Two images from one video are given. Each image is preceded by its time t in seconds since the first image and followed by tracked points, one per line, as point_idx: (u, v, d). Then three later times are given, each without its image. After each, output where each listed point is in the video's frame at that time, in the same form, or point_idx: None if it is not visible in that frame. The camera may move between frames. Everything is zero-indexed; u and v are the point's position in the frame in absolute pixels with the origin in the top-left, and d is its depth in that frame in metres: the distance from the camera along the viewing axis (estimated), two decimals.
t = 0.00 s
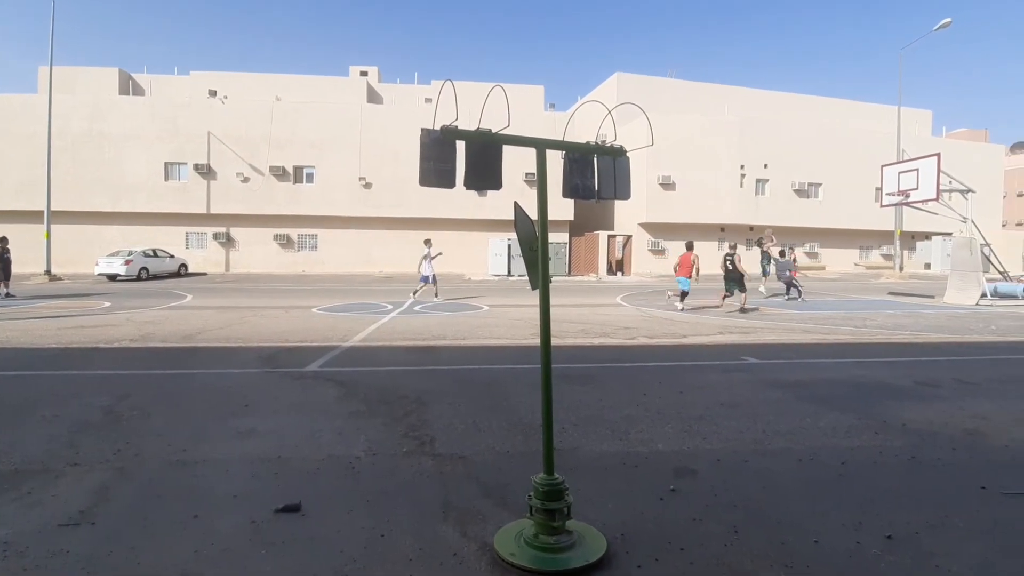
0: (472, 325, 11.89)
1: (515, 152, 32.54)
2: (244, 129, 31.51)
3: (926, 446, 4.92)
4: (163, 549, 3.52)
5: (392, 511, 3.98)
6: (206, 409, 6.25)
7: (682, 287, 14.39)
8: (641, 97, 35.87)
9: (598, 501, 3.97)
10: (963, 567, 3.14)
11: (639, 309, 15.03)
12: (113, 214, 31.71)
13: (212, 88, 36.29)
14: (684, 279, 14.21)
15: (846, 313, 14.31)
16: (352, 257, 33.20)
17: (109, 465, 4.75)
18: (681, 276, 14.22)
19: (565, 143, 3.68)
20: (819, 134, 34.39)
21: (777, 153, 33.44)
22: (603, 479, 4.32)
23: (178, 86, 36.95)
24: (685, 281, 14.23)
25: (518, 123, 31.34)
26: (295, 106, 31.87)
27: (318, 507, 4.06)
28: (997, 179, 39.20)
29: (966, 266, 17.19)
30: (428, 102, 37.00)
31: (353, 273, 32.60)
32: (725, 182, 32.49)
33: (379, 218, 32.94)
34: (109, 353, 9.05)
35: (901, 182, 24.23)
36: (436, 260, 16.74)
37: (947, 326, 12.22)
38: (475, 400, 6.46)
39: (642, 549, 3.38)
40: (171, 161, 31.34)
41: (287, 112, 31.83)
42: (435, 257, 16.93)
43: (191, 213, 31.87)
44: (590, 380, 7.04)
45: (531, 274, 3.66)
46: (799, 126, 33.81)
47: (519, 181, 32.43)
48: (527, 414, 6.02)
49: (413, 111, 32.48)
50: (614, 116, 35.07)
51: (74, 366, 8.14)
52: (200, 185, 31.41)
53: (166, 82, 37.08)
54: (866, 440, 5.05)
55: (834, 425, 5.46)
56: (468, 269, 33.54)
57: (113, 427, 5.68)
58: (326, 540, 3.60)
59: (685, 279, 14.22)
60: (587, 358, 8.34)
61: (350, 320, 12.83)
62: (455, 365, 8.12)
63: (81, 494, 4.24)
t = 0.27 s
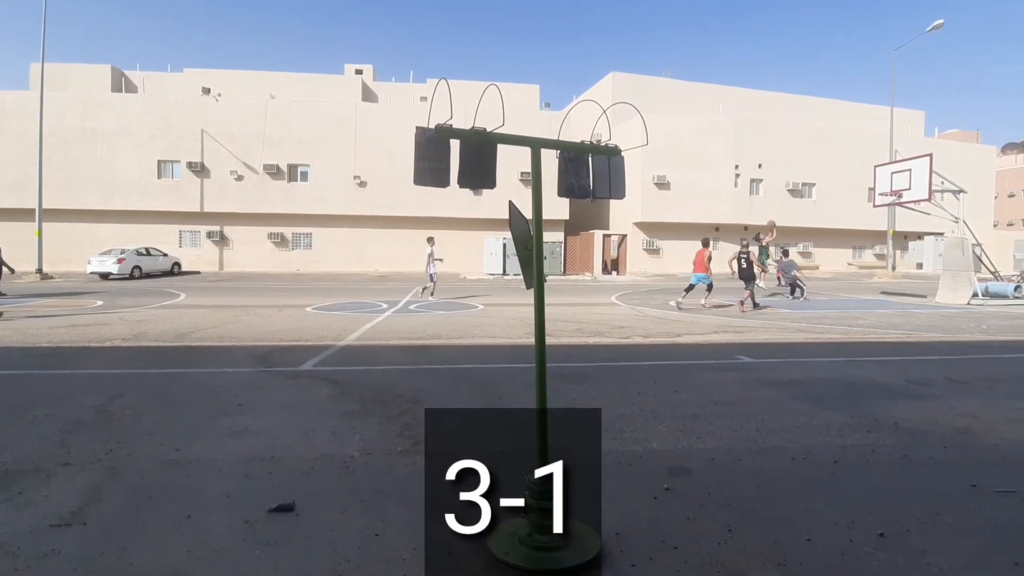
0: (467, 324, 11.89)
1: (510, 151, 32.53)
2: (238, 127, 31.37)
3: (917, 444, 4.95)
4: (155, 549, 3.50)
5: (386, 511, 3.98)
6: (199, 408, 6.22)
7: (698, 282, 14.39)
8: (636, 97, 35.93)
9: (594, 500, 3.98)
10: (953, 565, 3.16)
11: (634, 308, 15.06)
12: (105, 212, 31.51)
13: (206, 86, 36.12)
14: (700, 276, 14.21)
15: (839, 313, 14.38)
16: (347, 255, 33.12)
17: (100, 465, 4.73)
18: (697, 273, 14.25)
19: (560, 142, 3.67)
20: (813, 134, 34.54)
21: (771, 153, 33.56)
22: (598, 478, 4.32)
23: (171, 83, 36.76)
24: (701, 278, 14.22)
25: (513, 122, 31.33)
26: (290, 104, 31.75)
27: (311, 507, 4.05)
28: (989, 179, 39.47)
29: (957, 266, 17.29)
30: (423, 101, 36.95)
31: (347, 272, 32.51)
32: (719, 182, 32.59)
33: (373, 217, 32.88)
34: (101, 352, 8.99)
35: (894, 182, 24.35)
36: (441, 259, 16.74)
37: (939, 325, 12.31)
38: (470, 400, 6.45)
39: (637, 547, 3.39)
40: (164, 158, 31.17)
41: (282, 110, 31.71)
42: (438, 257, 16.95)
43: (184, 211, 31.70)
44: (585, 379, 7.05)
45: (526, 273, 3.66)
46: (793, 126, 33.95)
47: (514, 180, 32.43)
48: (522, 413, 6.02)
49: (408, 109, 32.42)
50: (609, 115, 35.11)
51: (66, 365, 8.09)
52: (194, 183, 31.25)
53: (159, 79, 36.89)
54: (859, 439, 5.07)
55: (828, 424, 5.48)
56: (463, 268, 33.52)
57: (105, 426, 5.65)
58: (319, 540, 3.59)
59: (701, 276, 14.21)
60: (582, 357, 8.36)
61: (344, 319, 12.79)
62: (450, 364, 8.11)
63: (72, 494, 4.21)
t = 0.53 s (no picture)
0: (464, 323, 11.89)
1: (506, 150, 32.52)
2: (233, 125, 31.26)
3: (911, 443, 4.98)
4: (149, 550, 3.48)
5: (382, 510, 3.98)
6: (193, 408, 6.20)
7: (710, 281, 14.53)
8: (632, 96, 35.97)
9: (591, 499, 3.98)
10: (947, 563, 3.18)
11: (630, 308, 15.08)
12: (100, 211, 31.36)
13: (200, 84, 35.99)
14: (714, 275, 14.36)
15: (834, 312, 14.44)
16: (343, 254, 33.07)
17: (94, 466, 4.70)
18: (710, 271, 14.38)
19: (556, 142, 3.67)
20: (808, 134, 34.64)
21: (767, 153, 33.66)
22: (594, 477, 4.33)
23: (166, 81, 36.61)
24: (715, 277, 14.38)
25: (509, 121, 31.31)
26: (285, 103, 31.66)
27: (307, 506, 4.04)
28: (982, 179, 39.67)
29: (951, 266, 17.38)
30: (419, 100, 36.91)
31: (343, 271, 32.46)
32: (715, 181, 32.66)
33: (369, 216, 32.83)
34: (96, 352, 8.95)
35: (888, 182, 24.45)
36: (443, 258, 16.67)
37: (933, 324, 12.37)
38: (466, 399, 6.45)
39: (632, 546, 3.40)
40: (158, 157, 31.03)
41: (277, 109, 31.61)
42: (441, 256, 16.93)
43: (179, 210, 31.58)
44: (581, 378, 7.06)
45: (522, 272, 3.66)
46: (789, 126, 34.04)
47: (510, 179, 32.44)
48: (518, 412, 6.02)
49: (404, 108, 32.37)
50: (605, 114, 35.13)
51: (60, 365, 8.04)
52: (188, 182, 31.14)
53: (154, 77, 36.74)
54: (853, 438, 5.09)
55: (822, 423, 5.50)
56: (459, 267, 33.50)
57: (99, 426, 5.63)
58: (315, 540, 3.58)
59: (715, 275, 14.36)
60: (578, 356, 8.37)
61: (340, 319, 12.77)
62: (446, 363, 8.12)
63: (66, 495, 4.19)
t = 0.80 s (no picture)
0: (460, 323, 11.88)
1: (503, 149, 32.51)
2: (228, 124, 31.16)
3: (905, 441, 5.00)
4: (144, 551, 3.47)
5: (378, 510, 3.97)
6: (189, 408, 6.18)
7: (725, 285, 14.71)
8: (629, 96, 36.00)
9: (587, 497, 3.98)
10: (940, 561, 3.20)
11: (627, 307, 15.09)
12: (94, 210, 31.22)
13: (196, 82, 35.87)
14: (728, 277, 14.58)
15: (829, 312, 14.49)
16: (339, 254, 33.01)
17: (89, 466, 4.69)
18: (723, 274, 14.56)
19: (553, 141, 3.67)
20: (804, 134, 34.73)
21: (763, 153, 33.74)
22: (590, 476, 4.34)
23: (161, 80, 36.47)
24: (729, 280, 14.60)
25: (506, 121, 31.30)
26: (281, 102, 31.56)
27: (303, 506, 4.04)
28: (976, 179, 39.85)
29: (945, 266, 17.46)
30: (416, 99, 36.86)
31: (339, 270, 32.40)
32: (711, 181, 32.72)
33: (365, 215, 32.78)
34: (90, 352, 8.91)
35: (883, 182, 24.54)
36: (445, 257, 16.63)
37: (928, 324, 12.43)
38: (462, 398, 6.46)
39: (627, 545, 3.40)
40: (153, 156, 30.91)
41: (273, 108, 31.52)
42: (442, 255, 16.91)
43: (174, 209, 31.46)
44: (577, 378, 7.07)
45: (518, 272, 3.66)
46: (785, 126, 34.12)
47: (506, 178, 32.43)
48: (515, 412, 6.02)
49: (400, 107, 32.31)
50: (601, 114, 35.16)
51: (53, 364, 8.00)
52: (184, 181, 31.03)
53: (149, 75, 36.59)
54: (847, 437, 5.11)
55: (818, 421, 5.52)
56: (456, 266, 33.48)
57: (94, 426, 5.61)
58: (311, 540, 3.58)
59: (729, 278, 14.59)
60: (575, 355, 8.38)
61: (336, 318, 12.74)
62: (443, 363, 8.11)
63: (60, 495, 4.18)
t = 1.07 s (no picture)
0: (456, 322, 11.87)
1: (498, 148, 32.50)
2: (223, 122, 31.04)
3: (898, 440, 5.03)
4: (138, 552, 3.46)
5: (374, 509, 3.97)
6: (183, 407, 6.17)
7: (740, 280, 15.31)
8: (624, 95, 36.07)
9: (583, 496, 3.99)
10: (932, 559, 3.22)
11: (622, 307, 15.11)
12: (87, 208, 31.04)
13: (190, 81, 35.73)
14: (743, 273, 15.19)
15: (823, 311, 14.55)
16: (334, 253, 32.92)
17: (82, 466, 4.67)
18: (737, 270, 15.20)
19: (548, 141, 3.68)
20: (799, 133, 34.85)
21: (757, 153, 33.85)
22: (586, 474, 4.35)
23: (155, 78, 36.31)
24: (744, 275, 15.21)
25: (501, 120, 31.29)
26: (276, 100, 31.47)
27: (298, 506, 4.04)
28: (969, 179, 40.07)
29: (938, 265, 17.55)
30: (411, 98, 36.81)
31: (334, 270, 32.32)
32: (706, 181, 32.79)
33: (361, 214, 32.70)
34: (84, 351, 8.86)
35: (877, 182, 24.65)
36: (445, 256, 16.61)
37: (921, 323, 12.50)
38: (458, 398, 6.45)
39: (623, 544, 3.41)
40: (147, 154, 30.76)
41: (268, 106, 31.42)
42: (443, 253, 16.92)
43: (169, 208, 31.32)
44: (572, 377, 7.08)
45: (514, 272, 3.66)
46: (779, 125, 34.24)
47: (502, 178, 32.42)
48: (511, 411, 6.02)
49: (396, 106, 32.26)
50: (597, 113, 35.22)
51: (46, 364, 7.95)
52: (178, 180, 30.89)
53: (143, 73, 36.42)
54: (841, 435, 5.14)
55: (812, 420, 5.54)
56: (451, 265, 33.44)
57: (88, 426, 5.59)
58: (305, 540, 3.57)
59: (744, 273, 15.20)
60: (571, 355, 8.38)
61: (331, 317, 12.71)
62: (438, 363, 8.10)
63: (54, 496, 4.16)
